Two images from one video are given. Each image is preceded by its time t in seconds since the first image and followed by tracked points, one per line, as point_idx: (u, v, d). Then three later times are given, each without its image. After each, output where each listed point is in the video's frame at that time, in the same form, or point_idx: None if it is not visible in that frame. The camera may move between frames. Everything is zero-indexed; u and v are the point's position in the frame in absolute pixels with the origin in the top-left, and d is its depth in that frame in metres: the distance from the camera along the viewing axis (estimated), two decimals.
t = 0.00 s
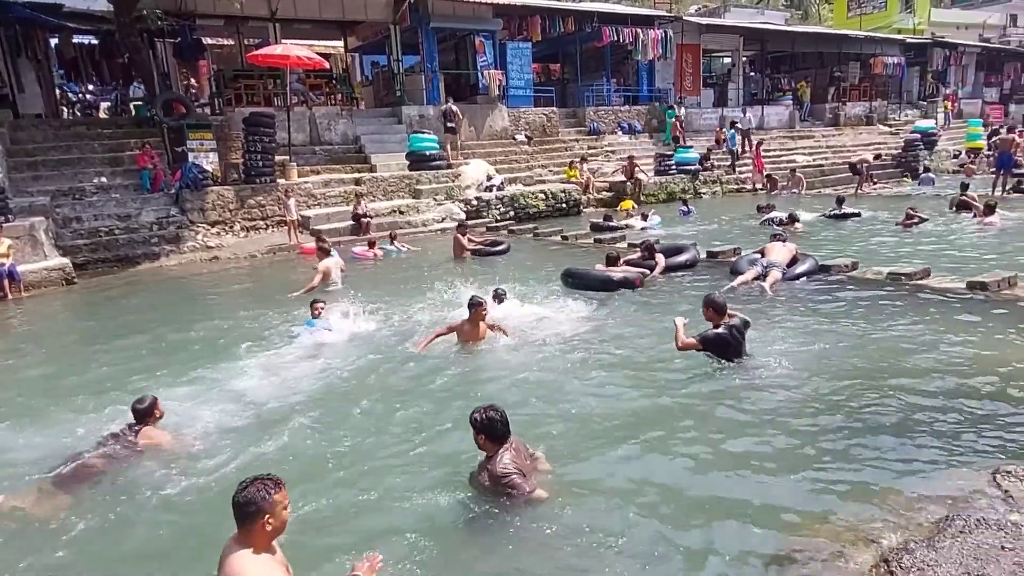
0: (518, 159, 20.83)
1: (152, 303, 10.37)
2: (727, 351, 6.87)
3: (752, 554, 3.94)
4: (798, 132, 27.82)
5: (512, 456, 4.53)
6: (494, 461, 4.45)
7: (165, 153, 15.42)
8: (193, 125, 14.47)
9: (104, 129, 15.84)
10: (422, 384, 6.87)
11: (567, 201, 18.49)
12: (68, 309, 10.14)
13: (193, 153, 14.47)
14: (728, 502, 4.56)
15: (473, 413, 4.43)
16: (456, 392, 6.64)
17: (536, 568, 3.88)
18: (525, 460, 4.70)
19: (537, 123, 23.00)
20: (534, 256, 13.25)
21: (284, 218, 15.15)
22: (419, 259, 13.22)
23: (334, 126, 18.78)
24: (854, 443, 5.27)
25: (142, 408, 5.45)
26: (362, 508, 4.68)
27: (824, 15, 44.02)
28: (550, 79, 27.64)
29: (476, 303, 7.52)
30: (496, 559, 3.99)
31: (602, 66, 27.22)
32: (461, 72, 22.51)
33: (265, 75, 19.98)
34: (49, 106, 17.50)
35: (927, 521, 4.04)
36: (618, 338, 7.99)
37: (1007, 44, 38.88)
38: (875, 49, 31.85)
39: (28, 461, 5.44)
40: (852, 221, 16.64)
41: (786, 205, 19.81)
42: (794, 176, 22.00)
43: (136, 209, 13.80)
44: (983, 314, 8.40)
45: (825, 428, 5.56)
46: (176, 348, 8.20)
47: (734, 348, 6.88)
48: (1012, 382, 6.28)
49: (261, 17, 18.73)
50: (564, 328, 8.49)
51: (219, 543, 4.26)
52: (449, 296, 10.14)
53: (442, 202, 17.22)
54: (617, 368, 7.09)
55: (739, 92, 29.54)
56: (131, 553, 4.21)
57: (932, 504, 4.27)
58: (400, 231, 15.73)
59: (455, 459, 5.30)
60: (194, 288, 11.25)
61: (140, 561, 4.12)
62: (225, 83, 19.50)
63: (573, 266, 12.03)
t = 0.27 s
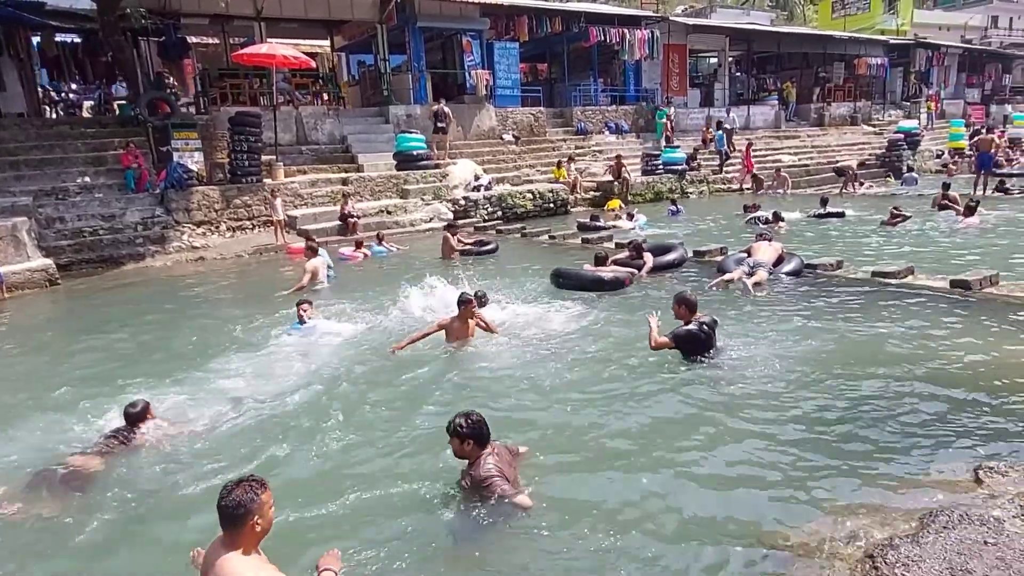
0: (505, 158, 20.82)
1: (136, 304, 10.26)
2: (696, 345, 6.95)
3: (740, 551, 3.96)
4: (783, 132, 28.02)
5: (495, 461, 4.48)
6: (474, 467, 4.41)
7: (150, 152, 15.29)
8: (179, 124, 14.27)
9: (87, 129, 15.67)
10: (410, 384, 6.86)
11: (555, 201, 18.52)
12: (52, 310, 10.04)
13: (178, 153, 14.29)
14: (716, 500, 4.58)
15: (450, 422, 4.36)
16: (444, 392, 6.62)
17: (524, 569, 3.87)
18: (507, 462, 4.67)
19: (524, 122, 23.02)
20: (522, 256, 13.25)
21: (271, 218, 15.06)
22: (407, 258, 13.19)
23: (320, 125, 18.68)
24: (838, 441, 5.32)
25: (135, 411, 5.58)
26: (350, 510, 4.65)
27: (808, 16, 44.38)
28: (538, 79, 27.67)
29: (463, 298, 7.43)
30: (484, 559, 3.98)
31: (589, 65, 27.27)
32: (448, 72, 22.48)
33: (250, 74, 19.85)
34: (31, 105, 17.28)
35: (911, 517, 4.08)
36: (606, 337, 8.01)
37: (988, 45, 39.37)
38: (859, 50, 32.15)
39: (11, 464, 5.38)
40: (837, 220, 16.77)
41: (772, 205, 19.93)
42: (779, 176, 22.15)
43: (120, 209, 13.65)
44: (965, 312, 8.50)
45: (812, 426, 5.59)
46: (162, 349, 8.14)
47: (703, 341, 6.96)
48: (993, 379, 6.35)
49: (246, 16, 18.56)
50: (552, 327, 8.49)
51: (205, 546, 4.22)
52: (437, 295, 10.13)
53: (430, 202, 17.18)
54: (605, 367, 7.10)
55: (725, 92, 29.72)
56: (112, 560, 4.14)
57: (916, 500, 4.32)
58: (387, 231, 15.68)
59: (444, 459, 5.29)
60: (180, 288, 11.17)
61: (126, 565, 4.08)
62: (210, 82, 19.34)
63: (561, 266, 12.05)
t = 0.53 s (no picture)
0: (497, 157, 20.82)
1: (126, 303, 10.20)
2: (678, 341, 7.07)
3: (731, 549, 3.99)
4: (774, 131, 28.16)
5: (485, 464, 4.42)
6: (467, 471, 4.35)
7: (139, 151, 15.20)
8: (168, 122, 14.26)
9: (75, 127, 15.57)
10: (403, 383, 6.85)
11: (547, 200, 18.54)
12: (41, 310, 9.96)
13: (168, 151, 14.30)
14: (708, 498, 4.60)
15: (443, 425, 4.25)
16: (436, 392, 6.62)
17: (518, 568, 3.87)
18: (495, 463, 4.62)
19: (516, 121, 23.03)
20: (514, 254, 13.25)
21: (261, 217, 15.00)
22: (400, 258, 13.16)
23: (311, 124, 18.63)
24: (829, 438, 5.35)
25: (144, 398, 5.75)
26: (343, 509, 4.65)
27: (798, 16, 44.61)
28: (529, 77, 27.68)
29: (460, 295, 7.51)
30: (476, 558, 3.98)
31: (580, 64, 27.29)
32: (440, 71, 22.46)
33: (240, 73, 19.79)
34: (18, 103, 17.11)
35: (901, 513, 4.11)
36: (597, 336, 8.03)
37: (975, 46, 39.69)
38: (849, 49, 32.35)
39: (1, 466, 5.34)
40: (827, 218, 16.87)
41: (763, 203, 20.03)
42: (770, 175, 22.25)
43: (109, 208, 13.54)
44: (954, 310, 8.56)
45: (803, 423, 5.63)
46: (153, 349, 8.09)
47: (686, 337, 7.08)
48: (981, 376, 6.41)
49: (236, 13, 18.44)
50: (544, 326, 8.50)
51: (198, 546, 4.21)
52: (429, 294, 10.13)
53: (421, 200, 17.15)
54: (597, 366, 7.12)
55: (715, 92, 29.84)
56: (104, 561, 4.12)
57: (906, 497, 4.35)
58: (379, 230, 15.65)
59: (436, 459, 5.28)
60: (171, 288, 11.11)
61: (117, 566, 4.06)
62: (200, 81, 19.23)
63: (553, 264, 12.07)
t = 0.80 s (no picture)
0: (492, 156, 20.79)
1: (120, 302, 10.14)
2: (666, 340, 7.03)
3: (728, 547, 3.98)
4: (769, 131, 28.21)
5: (484, 461, 4.40)
6: (466, 468, 4.28)
7: (133, 149, 15.12)
8: (162, 121, 14.09)
9: (69, 125, 15.47)
10: (398, 382, 6.82)
11: (542, 199, 18.53)
12: (33, 308, 9.90)
13: (162, 150, 14.17)
14: (704, 496, 4.58)
15: (444, 420, 4.25)
16: (431, 390, 6.60)
17: (513, 566, 3.85)
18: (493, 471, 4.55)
19: (512, 120, 23.00)
20: (510, 253, 13.24)
21: (256, 216, 14.94)
22: (396, 257, 13.13)
23: (306, 122, 18.57)
24: (825, 436, 5.35)
25: (148, 392, 5.82)
26: (337, 507, 4.62)
27: (793, 16, 44.75)
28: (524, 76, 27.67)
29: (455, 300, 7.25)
30: (472, 556, 3.96)
31: (576, 63, 27.25)
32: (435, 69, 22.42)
33: (235, 70, 19.69)
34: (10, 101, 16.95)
35: (896, 511, 4.11)
36: (593, 335, 8.02)
37: (969, 46, 39.86)
38: (843, 49, 32.44)
39: None
40: (822, 218, 16.90)
41: (758, 203, 20.06)
42: (765, 174, 22.29)
43: (103, 206, 13.44)
44: (948, 309, 8.58)
45: (798, 421, 5.63)
46: (146, 348, 8.04)
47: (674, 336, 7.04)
48: (975, 374, 6.42)
49: (231, 12, 18.36)
50: (540, 324, 8.48)
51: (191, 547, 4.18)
52: (424, 293, 10.11)
53: (417, 199, 17.10)
54: (592, 365, 7.11)
55: (711, 91, 29.88)
56: (95, 560, 4.08)
57: (901, 494, 4.35)
58: (374, 229, 15.60)
59: (431, 457, 5.26)
60: (164, 286, 11.06)
61: (109, 565, 4.02)
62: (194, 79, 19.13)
63: (549, 263, 12.05)
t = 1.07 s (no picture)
0: (490, 155, 20.74)
1: (117, 301, 10.10)
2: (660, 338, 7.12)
3: (725, 546, 3.94)
4: (767, 130, 28.20)
5: (480, 451, 4.37)
6: (464, 461, 4.23)
7: (130, 147, 15.04)
8: (159, 119, 14.14)
9: (66, 123, 15.41)
10: (396, 380, 6.79)
11: (540, 198, 18.49)
12: (31, 306, 9.86)
13: (159, 147, 14.11)
14: (702, 494, 4.55)
15: (443, 412, 4.14)
16: (429, 388, 6.56)
17: (510, 566, 3.80)
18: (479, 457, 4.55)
19: (510, 119, 22.95)
20: (509, 252, 13.20)
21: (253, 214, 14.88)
22: (394, 255, 13.08)
23: (304, 121, 18.50)
24: (822, 435, 5.32)
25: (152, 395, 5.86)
26: (332, 505, 4.58)
27: (791, 16, 44.82)
28: (523, 75, 27.64)
29: (455, 302, 7.12)
30: (467, 555, 3.92)
31: (574, 62, 27.20)
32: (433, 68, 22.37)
33: (233, 68, 19.62)
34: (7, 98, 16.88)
35: (894, 510, 4.07)
36: (592, 334, 7.98)
37: (966, 46, 39.93)
38: (841, 49, 32.47)
39: None
40: (820, 217, 16.89)
41: (755, 202, 20.04)
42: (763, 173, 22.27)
43: (99, 204, 13.38)
44: (946, 308, 8.56)
45: (795, 420, 5.60)
46: (144, 346, 8.00)
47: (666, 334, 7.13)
48: (972, 374, 6.40)
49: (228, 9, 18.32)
50: (539, 323, 8.45)
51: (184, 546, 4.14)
52: (423, 292, 10.08)
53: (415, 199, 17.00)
54: (591, 363, 7.08)
55: (709, 91, 29.89)
56: (86, 560, 4.03)
57: (899, 493, 4.32)
58: (372, 228, 15.54)
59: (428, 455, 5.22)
60: (162, 285, 11.01)
61: (101, 564, 3.98)
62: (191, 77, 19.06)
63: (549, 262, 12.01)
